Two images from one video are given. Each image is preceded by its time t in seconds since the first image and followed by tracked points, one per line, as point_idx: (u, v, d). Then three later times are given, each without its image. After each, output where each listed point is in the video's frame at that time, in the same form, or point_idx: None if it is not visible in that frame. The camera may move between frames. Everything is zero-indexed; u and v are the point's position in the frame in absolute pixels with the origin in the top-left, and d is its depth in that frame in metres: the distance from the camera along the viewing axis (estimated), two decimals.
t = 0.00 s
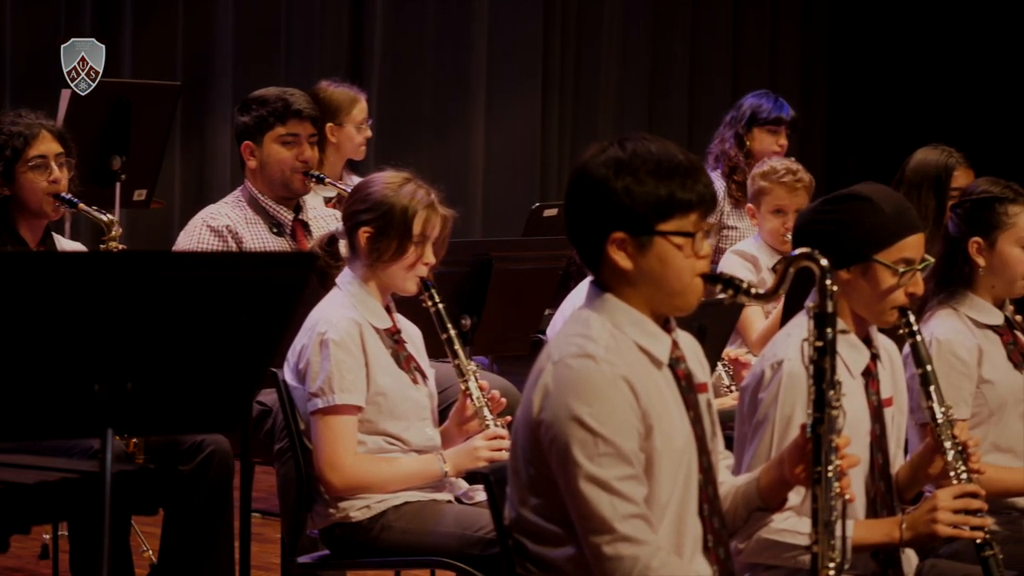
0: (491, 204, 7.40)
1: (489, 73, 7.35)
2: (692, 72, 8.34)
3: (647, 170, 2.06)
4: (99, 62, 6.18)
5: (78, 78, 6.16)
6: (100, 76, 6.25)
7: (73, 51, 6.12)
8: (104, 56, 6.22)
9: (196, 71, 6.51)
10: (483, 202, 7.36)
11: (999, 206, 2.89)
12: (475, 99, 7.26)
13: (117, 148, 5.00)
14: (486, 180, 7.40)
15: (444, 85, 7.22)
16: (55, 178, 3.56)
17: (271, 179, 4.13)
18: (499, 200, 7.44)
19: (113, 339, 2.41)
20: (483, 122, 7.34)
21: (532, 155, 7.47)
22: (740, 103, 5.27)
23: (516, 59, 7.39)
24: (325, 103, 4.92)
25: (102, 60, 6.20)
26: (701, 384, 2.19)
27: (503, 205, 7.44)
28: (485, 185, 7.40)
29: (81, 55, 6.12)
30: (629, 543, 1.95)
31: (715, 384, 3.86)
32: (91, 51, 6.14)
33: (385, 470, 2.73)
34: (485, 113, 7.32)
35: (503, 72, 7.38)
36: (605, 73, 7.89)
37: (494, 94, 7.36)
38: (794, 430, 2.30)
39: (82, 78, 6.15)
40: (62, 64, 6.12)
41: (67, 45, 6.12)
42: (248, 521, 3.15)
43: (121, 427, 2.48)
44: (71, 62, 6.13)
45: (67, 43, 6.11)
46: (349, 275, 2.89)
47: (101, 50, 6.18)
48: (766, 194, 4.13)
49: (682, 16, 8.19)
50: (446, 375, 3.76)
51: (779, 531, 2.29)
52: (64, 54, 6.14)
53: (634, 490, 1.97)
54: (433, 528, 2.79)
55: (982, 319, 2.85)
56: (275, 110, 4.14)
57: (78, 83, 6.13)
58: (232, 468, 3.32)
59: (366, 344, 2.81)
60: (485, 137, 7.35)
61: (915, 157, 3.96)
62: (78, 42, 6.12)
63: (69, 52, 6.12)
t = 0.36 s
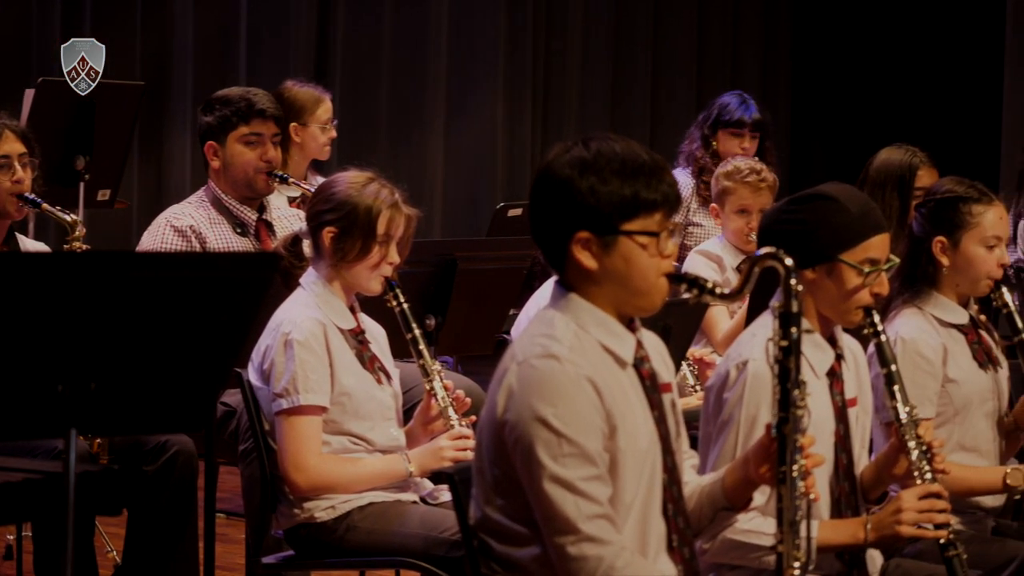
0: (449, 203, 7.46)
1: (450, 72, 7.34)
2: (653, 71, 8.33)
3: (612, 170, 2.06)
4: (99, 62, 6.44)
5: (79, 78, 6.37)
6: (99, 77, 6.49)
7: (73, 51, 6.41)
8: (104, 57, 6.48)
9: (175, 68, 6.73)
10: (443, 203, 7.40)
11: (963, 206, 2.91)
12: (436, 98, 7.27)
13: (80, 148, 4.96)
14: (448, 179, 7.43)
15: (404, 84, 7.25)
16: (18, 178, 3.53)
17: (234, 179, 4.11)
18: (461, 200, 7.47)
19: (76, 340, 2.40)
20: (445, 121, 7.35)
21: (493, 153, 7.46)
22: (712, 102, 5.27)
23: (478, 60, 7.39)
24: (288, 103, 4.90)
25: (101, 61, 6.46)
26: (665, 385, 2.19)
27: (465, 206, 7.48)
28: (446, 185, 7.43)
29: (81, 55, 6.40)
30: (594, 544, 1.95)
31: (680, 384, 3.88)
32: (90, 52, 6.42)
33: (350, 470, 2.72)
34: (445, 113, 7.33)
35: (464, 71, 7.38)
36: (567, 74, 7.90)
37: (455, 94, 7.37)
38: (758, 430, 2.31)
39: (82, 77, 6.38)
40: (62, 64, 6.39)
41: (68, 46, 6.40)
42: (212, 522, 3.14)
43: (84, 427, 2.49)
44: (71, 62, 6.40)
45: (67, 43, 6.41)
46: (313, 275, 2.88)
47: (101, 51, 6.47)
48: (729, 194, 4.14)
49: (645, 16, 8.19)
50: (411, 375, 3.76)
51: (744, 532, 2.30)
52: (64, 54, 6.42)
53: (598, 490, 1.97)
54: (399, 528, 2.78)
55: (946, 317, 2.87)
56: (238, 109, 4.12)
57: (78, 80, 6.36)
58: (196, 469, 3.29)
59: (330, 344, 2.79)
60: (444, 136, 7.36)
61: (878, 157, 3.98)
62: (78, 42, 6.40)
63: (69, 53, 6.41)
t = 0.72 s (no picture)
0: (413, 201, 7.45)
1: (409, 73, 7.37)
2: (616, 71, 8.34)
3: (577, 169, 2.06)
4: (99, 62, 6.36)
5: (78, 78, 6.34)
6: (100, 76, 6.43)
7: (73, 51, 6.30)
8: (104, 56, 6.40)
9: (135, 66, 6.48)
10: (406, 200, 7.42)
11: (927, 206, 2.93)
12: (395, 98, 7.30)
13: (46, 148, 4.92)
14: (410, 177, 7.45)
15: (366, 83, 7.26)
16: None
17: (200, 179, 4.09)
18: (424, 198, 7.47)
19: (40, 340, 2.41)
20: (404, 121, 7.37)
21: (454, 151, 7.47)
22: (655, 106, 5.15)
23: (439, 61, 7.40)
24: (253, 102, 4.90)
25: (101, 60, 6.38)
26: (630, 384, 2.20)
27: (429, 203, 7.47)
28: (407, 182, 7.43)
29: (81, 55, 6.30)
30: (559, 543, 1.95)
31: (646, 383, 3.90)
32: (90, 52, 6.32)
33: (316, 470, 2.71)
34: (404, 111, 7.35)
35: (424, 71, 7.41)
36: (530, 75, 7.92)
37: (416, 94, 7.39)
38: (724, 430, 2.32)
39: (81, 78, 6.32)
40: (62, 64, 6.30)
41: (68, 45, 6.30)
42: (178, 522, 3.11)
43: (49, 427, 2.49)
44: (71, 62, 6.30)
45: (67, 43, 6.29)
46: (279, 275, 2.87)
47: (101, 51, 6.36)
48: (695, 194, 4.16)
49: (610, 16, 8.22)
50: (376, 375, 3.74)
51: (710, 532, 2.31)
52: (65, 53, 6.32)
53: (564, 489, 1.97)
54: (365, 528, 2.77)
55: (912, 316, 2.88)
56: (203, 109, 4.08)
57: (77, 82, 6.30)
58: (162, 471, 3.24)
59: (295, 344, 2.79)
60: (405, 137, 7.39)
61: (845, 155, 4.01)
62: (78, 42, 6.30)
63: (69, 52, 6.30)
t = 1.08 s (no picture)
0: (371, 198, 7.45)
1: (367, 72, 7.38)
2: (579, 69, 8.32)
3: (541, 165, 2.07)
4: (99, 62, 6.36)
5: (78, 78, 6.36)
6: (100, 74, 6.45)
7: (73, 51, 6.29)
8: (104, 55, 6.39)
9: (106, 64, 6.46)
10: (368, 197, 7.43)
11: (892, 200, 2.95)
12: (355, 96, 7.29)
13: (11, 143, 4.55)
14: (371, 174, 7.45)
15: (325, 81, 7.22)
16: None
17: (164, 175, 4.07)
18: (384, 195, 7.49)
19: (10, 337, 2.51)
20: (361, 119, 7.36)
21: (411, 150, 7.49)
22: (611, 102, 5.14)
23: (397, 60, 7.42)
24: (215, 98, 4.88)
25: (102, 60, 6.37)
26: (595, 379, 2.21)
27: (390, 200, 7.49)
28: (366, 177, 7.43)
29: (81, 55, 6.29)
30: (523, 540, 1.95)
31: (610, 378, 3.91)
32: (90, 52, 6.30)
33: (279, 466, 2.71)
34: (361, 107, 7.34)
35: (382, 70, 7.41)
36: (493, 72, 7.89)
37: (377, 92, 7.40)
38: (688, 424, 2.33)
39: (82, 78, 6.36)
40: (62, 64, 6.30)
41: (67, 45, 6.29)
42: (142, 518, 3.10)
43: (17, 424, 2.58)
44: (71, 62, 6.31)
45: (67, 43, 6.27)
46: (243, 271, 2.86)
47: (101, 50, 6.34)
48: (660, 189, 4.17)
49: (571, 13, 8.20)
50: (341, 371, 3.74)
51: (675, 526, 2.31)
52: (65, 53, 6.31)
53: (528, 486, 1.97)
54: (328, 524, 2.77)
55: (878, 311, 2.91)
56: (167, 105, 4.04)
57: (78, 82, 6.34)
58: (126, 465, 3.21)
59: (259, 340, 2.78)
60: (364, 134, 7.39)
61: (809, 151, 4.04)
62: (79, 42, 6.28)
63: (69, 52, 6.29)
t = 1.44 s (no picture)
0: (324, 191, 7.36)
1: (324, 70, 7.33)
2: (539, 69, 8.29)
3: (499, 164, 2.07)
4: (100, 61, 6.48)
5: (79, 78, 6.43)
6: (99, 76, 6.54)
7: (75, 51, 6.38)
8: (104, 56, 6.50)
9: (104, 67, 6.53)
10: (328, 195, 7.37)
11: (853, 200, 2.98)
12: (310, 95, 7.24)
13: None
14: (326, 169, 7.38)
15: (281, 80, 7.17)
16: None
17: (124, 174, 4.05)
18: (339, 194, 7.44)
19: None
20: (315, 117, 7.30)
21: (365, 149, 7.47)
22: (573, 103, 5.15)
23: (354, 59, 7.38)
24: (173, 97, 4.86)
25: (101, 60, 6.51)
26: (553, 377, 2.22)
27: (346, 197, 7.45)
28: (320, 174, 7.37)
29: (82, 55, 6.38)
30: (484, 538, 1.96)
31: (569, 377, 3.92)
32: (91, 51, 6.42)
33: (239, 465, 2.70)
34: (313, 103, 7.29)
35: (335, 66, 7.36)
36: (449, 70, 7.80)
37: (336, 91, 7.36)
38: (647, 423, 2.35)
39: (82, 78, 6.43)
40: (63, 64, 6.36)
41: (67, 45, 6.37)
42: (102, 518, 3.09)
43: None
44: (73, 62, 6.38)
45: (68, 43, 6.35)
46: (202, 270, 2.85)
47: (99, 51, 6.47)
48: (620, 187, 4.19)
49: (529, 9, 8.16)
50: (301, 370, 3.73)
51: (634, 525, 2.32)
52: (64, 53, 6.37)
53: (488, 484, 1.98)
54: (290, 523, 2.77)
55: (838, 311, 2.93)
56: (127, 103, 4.01)
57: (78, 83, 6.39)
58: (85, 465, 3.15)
59: (218, 339, 2.77)
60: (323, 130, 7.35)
61: (769, 150, 4.07)
62: (81, 42, 6.38)
63: (70, 52, 6.38)
